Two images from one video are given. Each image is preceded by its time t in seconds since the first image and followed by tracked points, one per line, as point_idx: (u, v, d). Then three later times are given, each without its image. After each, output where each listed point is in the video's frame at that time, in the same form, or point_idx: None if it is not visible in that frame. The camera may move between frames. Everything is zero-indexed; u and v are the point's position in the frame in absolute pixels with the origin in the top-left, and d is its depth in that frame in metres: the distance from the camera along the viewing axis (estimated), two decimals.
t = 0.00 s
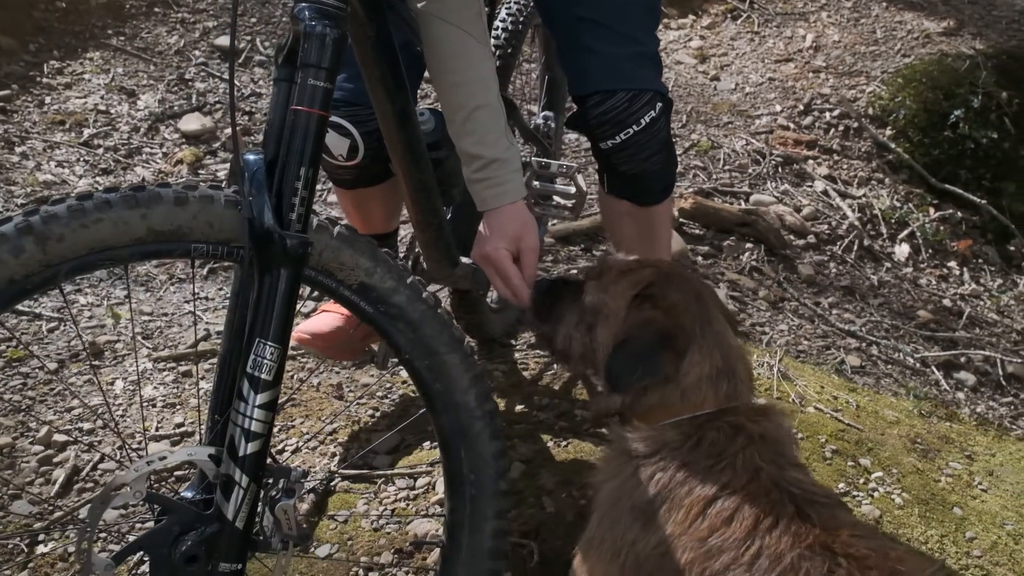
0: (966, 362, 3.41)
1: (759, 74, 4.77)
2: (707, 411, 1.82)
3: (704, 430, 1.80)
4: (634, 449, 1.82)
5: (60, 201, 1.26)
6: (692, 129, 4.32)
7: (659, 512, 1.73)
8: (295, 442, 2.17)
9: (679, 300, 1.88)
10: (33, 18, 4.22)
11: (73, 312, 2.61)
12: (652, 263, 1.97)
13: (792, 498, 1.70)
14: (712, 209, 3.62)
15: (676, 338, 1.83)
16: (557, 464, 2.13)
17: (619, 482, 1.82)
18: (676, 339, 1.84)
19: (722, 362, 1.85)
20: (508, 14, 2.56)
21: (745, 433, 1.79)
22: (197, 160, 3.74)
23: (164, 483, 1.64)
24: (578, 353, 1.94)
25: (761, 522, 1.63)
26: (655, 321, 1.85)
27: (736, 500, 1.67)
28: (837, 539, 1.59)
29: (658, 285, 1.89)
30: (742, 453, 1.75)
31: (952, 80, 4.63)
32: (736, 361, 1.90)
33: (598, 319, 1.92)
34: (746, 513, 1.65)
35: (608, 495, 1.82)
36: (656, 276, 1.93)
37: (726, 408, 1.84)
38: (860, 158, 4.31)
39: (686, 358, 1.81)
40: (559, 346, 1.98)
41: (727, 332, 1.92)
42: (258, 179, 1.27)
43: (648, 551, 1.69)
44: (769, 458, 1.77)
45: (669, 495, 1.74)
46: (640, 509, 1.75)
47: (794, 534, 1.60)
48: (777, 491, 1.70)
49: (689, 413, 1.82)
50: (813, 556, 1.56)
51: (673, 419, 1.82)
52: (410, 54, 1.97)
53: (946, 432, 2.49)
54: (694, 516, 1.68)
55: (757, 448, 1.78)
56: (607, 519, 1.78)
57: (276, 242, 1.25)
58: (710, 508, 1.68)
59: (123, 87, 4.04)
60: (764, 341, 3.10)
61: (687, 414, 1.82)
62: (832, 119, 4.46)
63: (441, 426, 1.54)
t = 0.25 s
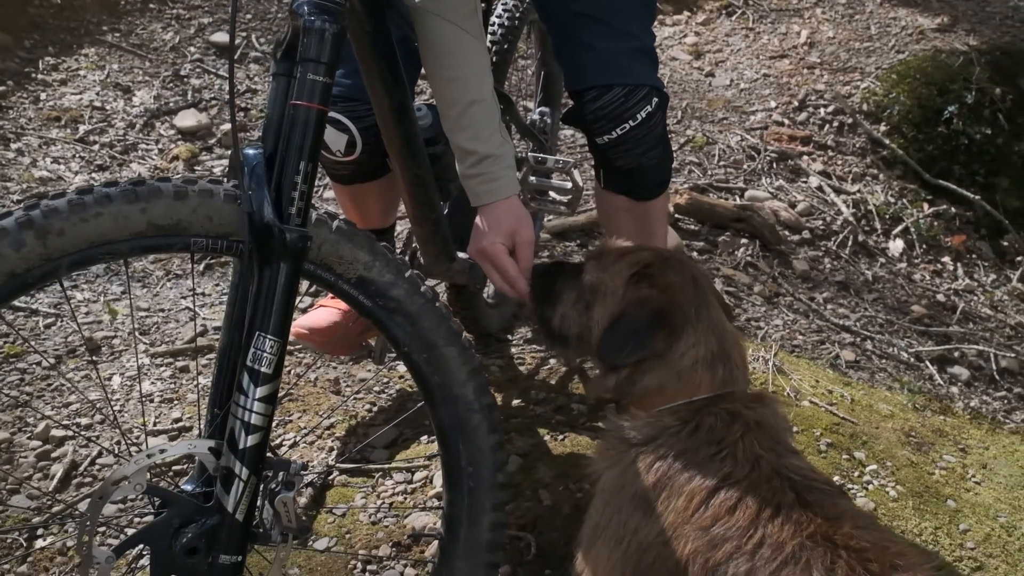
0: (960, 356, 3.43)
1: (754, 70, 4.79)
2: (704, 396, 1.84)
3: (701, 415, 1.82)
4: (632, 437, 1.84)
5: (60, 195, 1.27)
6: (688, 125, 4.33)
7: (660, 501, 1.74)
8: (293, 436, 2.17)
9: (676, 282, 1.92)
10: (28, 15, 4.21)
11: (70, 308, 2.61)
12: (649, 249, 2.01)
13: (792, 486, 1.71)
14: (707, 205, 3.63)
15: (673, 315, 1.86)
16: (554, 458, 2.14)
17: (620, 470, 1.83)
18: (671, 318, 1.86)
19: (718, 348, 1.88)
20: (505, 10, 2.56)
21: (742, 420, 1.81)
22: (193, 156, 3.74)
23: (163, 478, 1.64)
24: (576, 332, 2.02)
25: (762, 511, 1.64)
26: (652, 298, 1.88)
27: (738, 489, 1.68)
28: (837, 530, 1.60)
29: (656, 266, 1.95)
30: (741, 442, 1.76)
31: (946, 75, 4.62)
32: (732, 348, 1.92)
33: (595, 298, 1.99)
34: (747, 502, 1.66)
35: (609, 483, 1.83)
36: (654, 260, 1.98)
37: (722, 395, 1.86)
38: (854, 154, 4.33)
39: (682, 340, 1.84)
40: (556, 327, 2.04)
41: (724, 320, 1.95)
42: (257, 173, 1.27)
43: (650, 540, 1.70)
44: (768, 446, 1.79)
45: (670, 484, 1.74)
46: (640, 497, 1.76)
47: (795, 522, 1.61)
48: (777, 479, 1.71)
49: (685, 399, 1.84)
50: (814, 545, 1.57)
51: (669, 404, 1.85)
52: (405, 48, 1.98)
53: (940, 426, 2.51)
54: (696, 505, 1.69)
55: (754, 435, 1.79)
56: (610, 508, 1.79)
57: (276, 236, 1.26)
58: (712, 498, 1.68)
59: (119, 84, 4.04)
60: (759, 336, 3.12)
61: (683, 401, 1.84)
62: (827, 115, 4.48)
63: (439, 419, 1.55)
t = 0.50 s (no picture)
0: (953, 352, 3.45)
1: (749, 67, 4.80)
2: (700, 378, 1.86)
3: (698, 400, 1.83)
4: (631, 422, 1.84)
5: (58, 190, 1.27)
6: (682, 121, 4.34)
7: (656, 488, 1.74)
8: (289, 432, 2.18)
9: (668, 264, 1.96)
10: (23, 11, 4.20)
11: (66, 305, 2.61)
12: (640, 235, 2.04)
13: (785, 476, 1.72)
14: (702, 201, 3.64)
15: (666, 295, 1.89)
16: (550, 453, 2.15)
17: (616, 456, 1.83)
18: (664, 299, 1.89)
19: (710, 331, 1.90)
20: (501, 6, 2.56)
21: (738, 407, 1.81)
22: (188, 153, 3.74)
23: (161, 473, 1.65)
24: (566, 316, 2.04)
25: (755, 501, 1.65)
26: (645, 280, 1.91)
27: (732, 479, 1.69)
28: (827, 522, 1.62)
29: (648, 249, 1.98)
30: (736, 430, 1.77)
31: (940, 72, 4.63)
32: (723, 332, 1.95)
33: (586, 280, 2.00)
34: (740, 492, 1.67)
35: (605, 469, 1.84)
36: (645, 244, 2.01)
37: (717, 378, 1.88)
38: (849, 151, 4.34)
39: (676, 322, 1.86)
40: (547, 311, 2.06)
41: (716, 303, 1.98)
42: (255, 169, 1.28)
43: (647, 527, 1.72)
44: (762, 433, 1.79)
45: (665, 471, 1.75)
46: (638, 484, 1.77)
47: (786, 514, 1.63)
48: (770, 468, 1.72)
49: (681, 382, 1.86)
50: (803, 537, 1.59)
51: (665, 389, 1.86)
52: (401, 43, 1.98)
53: (934, 420, 2.53)
54: (690, 494, 1.70)
55: (749, 422, 1.80)
56: (607, 493, 1.80)
57: (274, 231, 1.27)
58: (706, 487, 1.69)
59: (114, 80, 4.03)
60: (754, 331, 3.13)
61: (679, 384, 1.86)
62: (821, 112, 4.49)
63: (436, 413, 1.56)
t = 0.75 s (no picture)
0: (947, 348, 3.47)
1: (743, 64, 4.81)
2: (692, 362, 1.89)
3: (695, 385, 1.84)
4: (630, 407, 1.85)
5: (54, 187, 1.28)
6: (677, 118, 4.35)
7: (650, 472, 1.75)
8: (286, 428, 2.19)
9: (649, 252, 1.99)
10: (16, 8, 4.19)
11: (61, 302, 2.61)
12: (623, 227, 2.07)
13: (777, 466, 1.73)
14: (697, 199, 3.64)
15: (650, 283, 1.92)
16: (546, 448, 2.16)
17: (611, 439, 1.84)
18: (648, 286, 1.92)
19: (698, 314, 1.92)
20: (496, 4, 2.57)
21: (732, 392, 1.83)
22: (183, 150, 3.74)
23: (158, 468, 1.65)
24: (556, 315, 2.07)
25: (745, 490, 1.66)
26: (628, 268, 1.94)
27: (724, 466, 1.70)
28: (814, 517, 1.63)
29: (629, 238, 2.01)
30: (731, 416, 1.79)
31: (934, 69, 4.65)
32: (711, 315, 1.97)
33: (571, 276, 2.05)
34: (732, 479, 1.68)
35: (600, 453, 1.85)
36: (626, 234, 2.04)
37: (709, 360, 1.90)
38: (843, 147, 4.36)
39: (663, 306, 1.89)
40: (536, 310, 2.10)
41: (702, 290, 2.01)
42: (252, 167, 1.29)
43: (640, 509, 1.73)
44: (756, 422, 1.81)
45: (659, 456, 1.76)
46: (633, 466, 1.78)
47: (774, 506, 1.64)
48: (763, 458, 1.73)
49: (674, 365, 1.88)
50: (789, 531, 1.60)
51: (658, 373, 1.88)
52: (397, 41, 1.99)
53: (927, 415, 2.54)
54: (682, 478, 1.71)
55: (744, 408, 1.82)
56: (603, 475, 1.81)
57: (271, 228, 1.28)
58: (698, 473, 1.70)
59: (108, 77, 4.02)
60: (748, 327, 3.14)
61: (672, 368, 1.88)
62: (815, 109, 4.50)
63: (432, 409, 1.57)
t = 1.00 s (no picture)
0: (939, 343, 3.49)
1: (737, 61, 4.83)
2: (682, 352, 1.90)
3: (683, 376, 1.85)
4: (622, 398, 1.86)
5: (51, 184, 1.28)
6: (671, 115, 4.36)
7: (640, 460, 1.78)
8: (282, 424, 2.19)
9: (640, 245, 2.00)
10: (10, 5, 4.18)
11: (56, 299, 2.61)
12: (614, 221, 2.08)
13: (765, 456, 1.74)
14: (691, 195, 3.65)
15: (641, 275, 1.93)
16: (540, 443, 2.17)
17: (604, 429, 1.87)
18: (639, 278, 1.93)
19: (687, 306, 1.94)
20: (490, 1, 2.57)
21: (721, 382, 1.84)
22: (177, 147, 3.74)
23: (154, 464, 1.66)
24: (545, 306, 2.05)
25: (731, 478, 1.68)
26: (621, 260, 1.94)
27: (711, 454, 1.72)
28: (798, 508, 1.64)
29: (620, 231, 2.01)
30: (719, 406, 1.80)
31: (927, 66, 4.66)
32: (700, 306, 1.99)
33: (564, 267, 2.03)
34: (718, 468, 1.70)
35: (595, 443, 1.87)
36: (618, 227, 2.05)
37: (699, 350, 1.92)
38: (836, 144, 4.37)
39: (654, 297, 1.90)
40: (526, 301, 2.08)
41: (691, 283, 2.03)
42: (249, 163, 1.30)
43: (631, 496, 1.76)
44: (745, 412, 1.82)
45: (648, 446, 1.79)
46: (624, 455, 1.81)
47: (760, 496, 1.65)
48: (751, 448, 1.74)
49: (663, 356, 1.89)
50: (773, 521, 1.61)
51: (647, 365, 1.90)
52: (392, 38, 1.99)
53: (919, 410, 2.56)
54: (671, 467, 1.73)
55: (732, 398, 1.83)
56: (595, 464, 1.84)
57: (267, 224, 1.29)
58: (685, 461, 1.73)
59: (102, 74, 4.02)
60: (742, 323, 3.16)
61: (661, 359, 1.89)
62: (808, 106, 4.52)
63: (428, 404, 1.57)
